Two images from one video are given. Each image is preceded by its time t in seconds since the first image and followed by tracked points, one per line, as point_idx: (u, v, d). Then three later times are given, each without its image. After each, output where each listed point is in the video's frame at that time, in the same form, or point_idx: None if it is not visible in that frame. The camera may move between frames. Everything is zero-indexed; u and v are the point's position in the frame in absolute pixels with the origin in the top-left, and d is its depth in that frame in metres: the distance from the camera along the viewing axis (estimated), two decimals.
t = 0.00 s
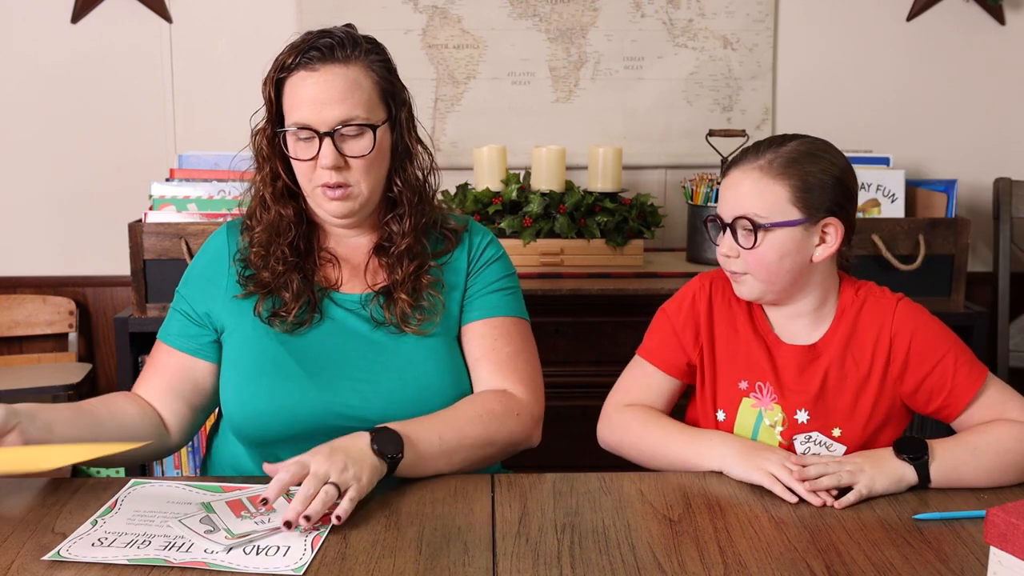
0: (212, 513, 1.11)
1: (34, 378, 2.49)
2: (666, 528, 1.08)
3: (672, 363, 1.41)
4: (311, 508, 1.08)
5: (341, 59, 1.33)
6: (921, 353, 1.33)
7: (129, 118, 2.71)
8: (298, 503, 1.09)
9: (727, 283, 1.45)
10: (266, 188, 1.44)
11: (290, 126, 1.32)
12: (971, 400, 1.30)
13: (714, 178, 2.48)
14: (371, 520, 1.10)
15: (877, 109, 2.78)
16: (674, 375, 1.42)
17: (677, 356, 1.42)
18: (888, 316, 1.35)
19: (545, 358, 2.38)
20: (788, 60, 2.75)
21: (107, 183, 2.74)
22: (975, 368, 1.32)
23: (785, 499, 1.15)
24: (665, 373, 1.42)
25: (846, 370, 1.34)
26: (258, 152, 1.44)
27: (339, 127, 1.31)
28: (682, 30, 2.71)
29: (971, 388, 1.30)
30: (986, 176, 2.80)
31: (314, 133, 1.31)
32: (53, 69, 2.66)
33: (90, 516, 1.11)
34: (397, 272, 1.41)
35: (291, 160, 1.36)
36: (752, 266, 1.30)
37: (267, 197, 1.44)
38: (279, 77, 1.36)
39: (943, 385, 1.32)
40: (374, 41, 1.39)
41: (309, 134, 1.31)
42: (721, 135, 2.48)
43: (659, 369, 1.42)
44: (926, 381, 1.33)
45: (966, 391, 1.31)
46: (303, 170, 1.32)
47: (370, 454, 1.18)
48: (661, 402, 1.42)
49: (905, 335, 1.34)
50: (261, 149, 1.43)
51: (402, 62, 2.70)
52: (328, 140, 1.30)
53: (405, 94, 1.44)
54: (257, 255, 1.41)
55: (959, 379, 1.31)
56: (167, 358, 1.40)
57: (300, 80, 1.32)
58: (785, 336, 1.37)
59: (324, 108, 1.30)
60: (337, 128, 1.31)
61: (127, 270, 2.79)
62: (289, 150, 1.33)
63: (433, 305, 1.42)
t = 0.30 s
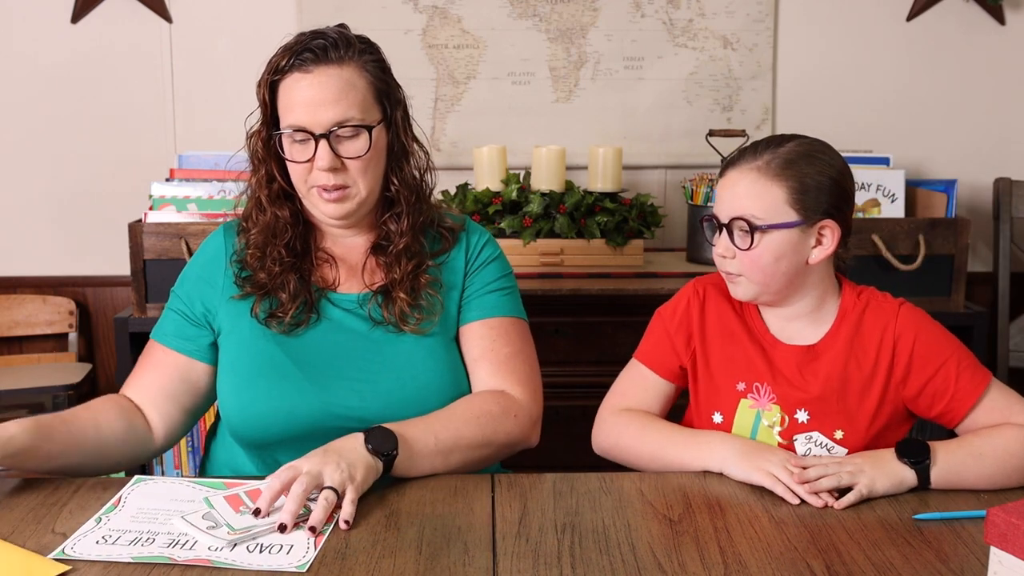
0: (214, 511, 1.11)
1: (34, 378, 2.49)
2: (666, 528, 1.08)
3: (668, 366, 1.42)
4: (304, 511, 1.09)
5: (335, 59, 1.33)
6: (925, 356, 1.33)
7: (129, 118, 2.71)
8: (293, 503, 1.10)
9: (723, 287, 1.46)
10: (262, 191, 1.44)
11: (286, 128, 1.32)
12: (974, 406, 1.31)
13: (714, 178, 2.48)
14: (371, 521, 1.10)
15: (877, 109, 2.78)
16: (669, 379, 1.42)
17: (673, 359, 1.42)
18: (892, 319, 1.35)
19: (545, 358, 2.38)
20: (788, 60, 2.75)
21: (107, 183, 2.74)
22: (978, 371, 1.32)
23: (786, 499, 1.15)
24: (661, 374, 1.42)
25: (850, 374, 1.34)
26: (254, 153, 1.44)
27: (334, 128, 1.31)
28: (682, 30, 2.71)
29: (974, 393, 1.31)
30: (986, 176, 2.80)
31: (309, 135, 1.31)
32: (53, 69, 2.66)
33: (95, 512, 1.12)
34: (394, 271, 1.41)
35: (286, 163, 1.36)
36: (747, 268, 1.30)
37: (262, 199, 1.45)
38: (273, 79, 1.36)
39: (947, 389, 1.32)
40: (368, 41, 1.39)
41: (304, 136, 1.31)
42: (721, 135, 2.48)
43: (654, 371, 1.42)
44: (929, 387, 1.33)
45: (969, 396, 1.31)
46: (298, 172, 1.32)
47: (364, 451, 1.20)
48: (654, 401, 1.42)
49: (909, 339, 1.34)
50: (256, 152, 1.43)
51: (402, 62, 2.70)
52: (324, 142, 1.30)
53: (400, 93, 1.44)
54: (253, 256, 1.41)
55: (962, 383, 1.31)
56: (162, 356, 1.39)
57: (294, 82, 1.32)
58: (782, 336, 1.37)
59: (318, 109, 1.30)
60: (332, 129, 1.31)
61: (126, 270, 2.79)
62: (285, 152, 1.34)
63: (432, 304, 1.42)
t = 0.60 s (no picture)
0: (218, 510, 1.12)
1: (35, 378, 2.49)
2: (666, 528, 1.08)
3: (667, 372, 1.42)
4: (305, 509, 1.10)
5: (332, 63, 1.33)
6: (927, 358, 1.34)
7: (129, 118, 2.71)
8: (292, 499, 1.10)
9: (723, 290, 1.46)
10: (259, 193, 1.44)
11: (284, 132, 1.32)
12: (976, 406, 1.31)
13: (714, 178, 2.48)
14: (370, 520, 1.10)
15: (877, 109, 2.78)
16: (669, 385, 1.43)
17: (671, 365, 1.42)
18: (893, 320, 1.35)
19: (545, 358, 2.38)
20: (788, 61, 2.75)
21: (107, 183, 2.74)
22: (981, 372, 1.33)
23: (785, 499, 1.15)
24: (660, 381, 1.43)
25: (852, 375, 1.34)
26: (251, 155, 1.43)
27: (333, 132, 1.31)
28: (682, 30, 2.71)
29: (976, 394, 1.31)
30: (986, 176, 2.80)
31: (307, 139, 1.30)
32: (53, 70, 2.66)
33: (102, 511, 1.12)
34: (394, 272, 1.41)
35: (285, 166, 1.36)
36: (747, 269, 1.30)
37: (260, 200, 1.44)
38: (270, 82, 1.35)
39: (949, 391, 1.32)
40: (366, 43, 1.39)
41: (302, 140, 1.31)
42: (721, 135, 2.48)
43: (654, 378, 1.43)
44: (931, 387, 1.33)
45: (972, 398, 1.31)
46: (297, 176, 1.32)
47: (368, 448, 1.21)
48: (657, 411, 1.42)
49: (912, 339, 1.34)
50: (254, 154, 1.43)
51: (402, 62, 2.70)
52: (322, 147, 1.30)
53: (399, 95, 1.44)
54: (252, 258, 1.41)
55: (964, 384, 1.32)
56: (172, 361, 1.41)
57: (291, 86, 1.32)
58: (783, 336, 1.37)
59: (315, 114, 1.30)
60: (330, 133, 1.31)
61: (126, 270, 2.79)
62: (284, 156, 1.34)
63: (431, 304, 1.42)
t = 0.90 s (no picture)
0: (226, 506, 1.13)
1: (35, 378, 2.49)
2: (666, 528, 1.08)
3: (668, 377, 1.43)
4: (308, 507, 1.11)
5: (344, 63, 1.33)
6: (926, 357, 1.33)
7: (129, 118, 2.71)
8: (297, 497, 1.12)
9: (721, 292, 1.46)
10: (269, 191, 1.42)
11: (294, 132, 1.32)
12: (977, 404, 1.31)
13: (714, 178, 2.48)
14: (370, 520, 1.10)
15: (877, 109, 2.78)
16: (673, 393, 1.44)
17: (673, 370, 1.43)
18: (893, 319, 1.35)
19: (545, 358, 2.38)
20: (787, 61, 2.75)
21: (106, 183, 2.74)
22: (981, 371, 1.32)
23: (786, 500, 1.15)
24: (662, 388, 1.44)
25: (852, 374, 1.34)
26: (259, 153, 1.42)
27: (344, 133, 1.31)
28: (682, 30, 2.71)
29: (976, 392, 1.31)
30: (986, 176, 2.80)
31: (318, 139, 1.30)
32: (53, 70, 2.66)
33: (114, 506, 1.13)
34: (402, 272, 1.41)
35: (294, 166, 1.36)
36: (748, 270, 1.30)
37: (269, 198, 1.43)
38: (282, 81, 1.35)
39: (949, 390, 1.32)
40: (377, 44, 1.39)
41: (313, 140, 1.30)
42: (721, 135, 2.48)
43: (656, 385, 1.44)
44: (932, 385, 1.33)
45: (971, 396, 1.31)
46: (305, 175, 1.31)
47: (377, 447, 1.22)
48: (669, 420, 1.43)
49: (911, 338, 1.34)
50: (262, 153, 1.42)
51: (402, 62, 2.70)
52: (333, 146, 1.30)
53: (407, 96, 1.44)
54: (261, 257, 1.40)
55: (964, 383, 1.31)
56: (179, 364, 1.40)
57: (302, 86, 1.31)
58: (782, 336, 1.37)
59: (327, 114, 1.30)
60: (341, 133, 1.31)
61: (127, 270, 2.79)
62: (293, 155, 1.33)
63: (439, 304, 1.42)
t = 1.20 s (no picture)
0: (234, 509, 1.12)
1: (35, 378, 2.49)
2: (666, 528, 1.08)
3: (669, 378, 1.43)
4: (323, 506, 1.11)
5: (351, 64, 1.33)
6: (925, 357, 1.33)
7: (129, 118, 2.71)
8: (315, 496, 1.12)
9: (722, 292, 1.46)
10: (273, 191, 1.43)
11: (299, 132, 1.32)
12: (977, 404, 1.31)
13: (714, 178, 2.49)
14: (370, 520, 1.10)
15: (877, 110, 2.78)
16: (674, 392, 1.44)
17: (675, 371, 1.43)
18: (893, 318, 1.35)
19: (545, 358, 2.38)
20: (787, 61, 2.75)
21: (106, 183, 2.74)
22: (980, 371, 1.32)
23: (785, 500, 1.15)
24: (662, 389, 1.44)
25: (852, 373, 1.34)
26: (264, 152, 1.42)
27: (349, 134, 1.31)
28: (682, 30, 2.71)
29: (976, 392, 1.31)
30: (986, 176, 2.80)
31: (323, 140, 1.30)
32: (53, 70, 2.66)
33: (121, 506, 1.13)
34: (405, 274, 1.41)
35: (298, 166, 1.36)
36: (749, 271, 1.30)
37: (273, 198, 1.43)
38: (288, 81, 1.35)
39: (948, 390, 1.32)
40: (383, 45, 1.39)
41: (318, 140, 1.30)
42: (721, 135, 2.48)
43: (657, 386, 1.44)
44: (931, 384, 1.33)
45: (971, 396, 1.31)
46: (310, 176, 1.31)
47: (385, 447, 1.21)
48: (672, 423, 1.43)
49: (911, 337, 1.34)
50: (267, 153, 1.42)
51: (402, 62, 2.70)
52: (338, 147, 1.30)
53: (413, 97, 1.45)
54: (264, 257, 1.40)
55: (964, 382, 1.31)
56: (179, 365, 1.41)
57: (308, 86, 1.32)
58: (782, 336, 1.37)
59: (332, 115, 1.30)
60: (346, 134, 1.31)
61: (127, 270, 2.79)
62: (298, 156, 1.33)
63: (443, 306, 1.42)
